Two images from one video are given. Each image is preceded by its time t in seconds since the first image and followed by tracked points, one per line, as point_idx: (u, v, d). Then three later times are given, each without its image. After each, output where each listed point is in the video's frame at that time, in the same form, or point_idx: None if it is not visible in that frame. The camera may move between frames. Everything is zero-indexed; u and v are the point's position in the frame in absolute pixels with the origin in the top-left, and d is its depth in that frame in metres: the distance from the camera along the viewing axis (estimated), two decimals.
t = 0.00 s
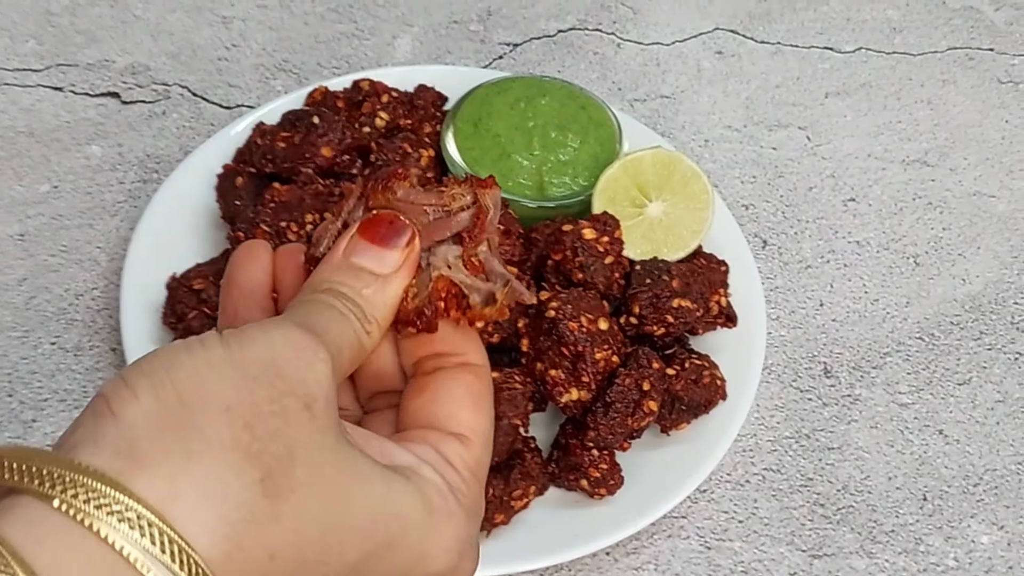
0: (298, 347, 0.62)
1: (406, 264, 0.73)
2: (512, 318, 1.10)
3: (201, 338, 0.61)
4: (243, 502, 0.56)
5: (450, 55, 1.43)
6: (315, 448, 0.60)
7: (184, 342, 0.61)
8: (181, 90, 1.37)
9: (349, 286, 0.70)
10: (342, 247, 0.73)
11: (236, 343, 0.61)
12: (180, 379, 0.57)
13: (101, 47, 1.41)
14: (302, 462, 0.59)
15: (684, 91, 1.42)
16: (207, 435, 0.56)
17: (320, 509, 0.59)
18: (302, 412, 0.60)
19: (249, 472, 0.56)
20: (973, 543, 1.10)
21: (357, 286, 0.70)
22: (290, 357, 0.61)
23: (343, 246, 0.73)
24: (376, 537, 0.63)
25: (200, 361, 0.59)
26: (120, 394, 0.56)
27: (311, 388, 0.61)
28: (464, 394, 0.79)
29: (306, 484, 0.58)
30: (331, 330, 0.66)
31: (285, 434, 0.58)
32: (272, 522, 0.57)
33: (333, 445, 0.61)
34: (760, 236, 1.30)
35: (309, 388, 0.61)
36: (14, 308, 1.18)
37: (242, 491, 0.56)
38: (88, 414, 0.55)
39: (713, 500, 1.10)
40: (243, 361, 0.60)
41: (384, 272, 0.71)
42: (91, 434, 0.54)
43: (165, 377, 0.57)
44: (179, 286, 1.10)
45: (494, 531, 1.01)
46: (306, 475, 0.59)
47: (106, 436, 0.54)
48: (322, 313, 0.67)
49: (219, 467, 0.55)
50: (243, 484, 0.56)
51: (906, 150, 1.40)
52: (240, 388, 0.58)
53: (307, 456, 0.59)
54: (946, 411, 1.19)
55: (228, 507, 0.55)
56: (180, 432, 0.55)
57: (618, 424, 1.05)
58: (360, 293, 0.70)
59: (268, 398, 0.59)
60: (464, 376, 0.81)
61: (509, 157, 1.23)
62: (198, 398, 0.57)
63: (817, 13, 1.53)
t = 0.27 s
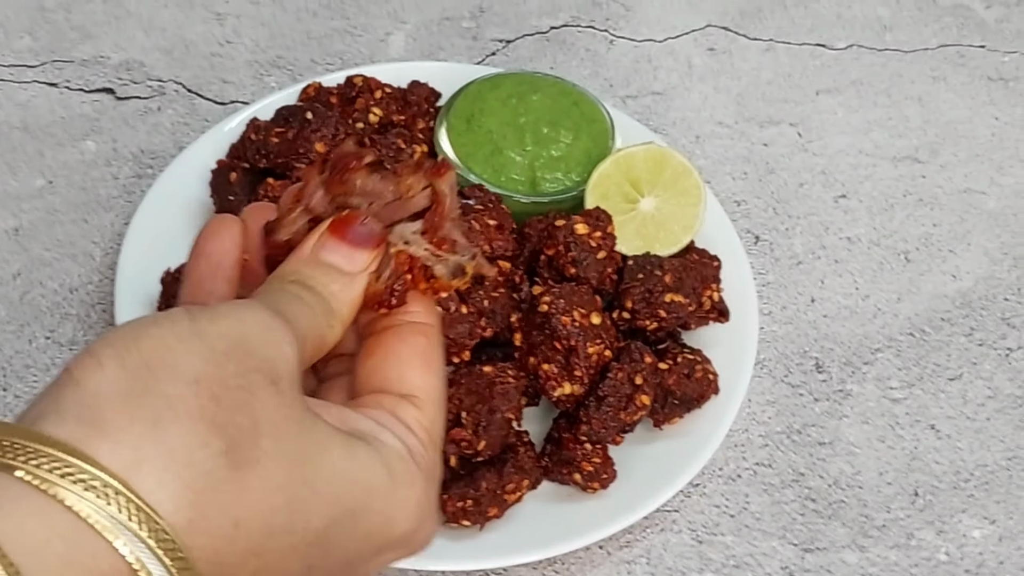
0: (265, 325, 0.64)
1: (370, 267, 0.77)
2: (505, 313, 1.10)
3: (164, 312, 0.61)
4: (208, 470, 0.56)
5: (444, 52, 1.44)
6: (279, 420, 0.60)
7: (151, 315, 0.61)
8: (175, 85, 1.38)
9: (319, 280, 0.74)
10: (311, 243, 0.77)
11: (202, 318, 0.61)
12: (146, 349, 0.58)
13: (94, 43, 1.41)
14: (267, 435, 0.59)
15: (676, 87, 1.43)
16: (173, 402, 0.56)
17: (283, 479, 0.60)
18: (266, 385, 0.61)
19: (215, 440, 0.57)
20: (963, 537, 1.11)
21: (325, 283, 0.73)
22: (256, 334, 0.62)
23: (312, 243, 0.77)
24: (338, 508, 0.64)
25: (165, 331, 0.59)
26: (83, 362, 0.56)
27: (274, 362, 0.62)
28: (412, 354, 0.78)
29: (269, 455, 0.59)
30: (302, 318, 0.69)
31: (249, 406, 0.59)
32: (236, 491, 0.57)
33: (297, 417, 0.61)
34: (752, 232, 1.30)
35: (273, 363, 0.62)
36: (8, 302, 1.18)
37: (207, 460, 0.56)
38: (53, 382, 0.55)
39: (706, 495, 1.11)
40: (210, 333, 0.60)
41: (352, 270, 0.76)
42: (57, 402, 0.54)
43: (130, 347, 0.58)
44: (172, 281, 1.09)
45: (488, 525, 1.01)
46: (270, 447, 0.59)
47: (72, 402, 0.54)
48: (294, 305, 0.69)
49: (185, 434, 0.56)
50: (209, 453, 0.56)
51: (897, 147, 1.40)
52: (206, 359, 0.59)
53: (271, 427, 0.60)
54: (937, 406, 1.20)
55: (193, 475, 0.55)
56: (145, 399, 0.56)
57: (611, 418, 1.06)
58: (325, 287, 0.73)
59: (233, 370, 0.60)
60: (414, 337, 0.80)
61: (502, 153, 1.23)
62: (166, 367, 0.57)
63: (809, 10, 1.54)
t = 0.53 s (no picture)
0: (277, 312, 0.58)
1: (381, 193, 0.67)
2: (511, 308, 1.10)
3: (164, 311, 0.56)
4: (218, 506, 0.55)
5: (450, 48, 1.44)
6: (290, 434, 0.59)
7: (144, 314, 0.56)
8: (182, 81, 1.38)
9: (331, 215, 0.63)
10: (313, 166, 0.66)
11: (208, 318, 0.56)
12: (145, 371, 0.54)
13: (102, 40, 1.41)
14: (274, 453, 0.58)
15: (682, 83, 1.43)
16: (181, 435, 0.54)
17: (289, 492, 0.60)
18: (279, 395, 0.58)
19: (222, 474, 0.55)
20: (970, 531, 1.11)
21: (349, 205, 0.65)
22: (267, 333, 0.58)
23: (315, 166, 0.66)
24: (345, 509, 0.64)
25: (167, 345, 0.55)
26: (80, 393, 0.53)
27: (286, 367, 0.59)
28: (429, 328, 0.77)
29: (277, 471, 0.59)
30: (311, 267, 0.61)
31: (260, 426, 0.57)
32: (244, 520, 0.57)
33: (308, 422, 0.60)
34: (758, 227, 1.30)
35: (286, 370, 0.59)
36: (17, 298, 1.19)
37: (215, 494, 0.55)
38: (50, 412, 0.52)
39: (712, 489, 1.11)
40: (217, 340, 0.56)
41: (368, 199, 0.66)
42: (53, 441, 0.51)
43: (128, 368, 0.54)
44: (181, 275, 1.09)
45: (494, 519, 1.01)
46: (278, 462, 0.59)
47: (71, 442, 0.51)
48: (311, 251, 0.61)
49: (194, 471, 0.54)
50: (217, 486, 0.55)
51: (904, 142, 1.40)
52: (214, 376, 0.56)
53: (280, 444, 0.58)
54: (944, 400, 1.20)
55: (201, 515, 0.54)
56: (149, 425, 0.53)
57: (617, 412, 1.05)
58: (350, 217, 0.64)
59: (245, 384, 0.57)
60: (431, 314, 0.78)
61: (508, 148, 1.24)
62: (171, 391, 0.54)
63: (815, 6, 1.54)
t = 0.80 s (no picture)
0: (342, 375, 0.60)
1: (472, 295, 0.71)
2: (516, 308, 1.11)
3: (243, 350, 0.59)
4: (257, 551, 0.57)
5: (453, 47, 1.44)
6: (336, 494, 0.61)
7: (220, 354, 0.58)
8: (185, 80, 1.38)
9: (407, 296, 0.66)
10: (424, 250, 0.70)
11: (278, 366, 0.58)
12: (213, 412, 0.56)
13: (105, 39, 1.41)
14: (318, 508, 0.60)
15: (686, 83, 1.43)
16: (235, 479, 0.56)
17: (325, 549, 0.61)
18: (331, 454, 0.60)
19: (264, 521, 0.57)
20: (974, 530, 1.11)
21: (427, 298, 0.67)
22: (332, 391, 0.60)
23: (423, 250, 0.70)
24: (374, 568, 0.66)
25: (236, 385, 0.57)
26: (149, 424, 0.54)
27: (345, 430, 0.61)
28: (453, 378, 0.78)
29: (315, 528, 0.60)
30: (381, 348, 0.63)
31: (308, 483, 0.59)
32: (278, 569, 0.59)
33: (354, 483, 0.62)
34: (762, 227, 1.30)
35: (343, 432, 0.61)
36: (22, 297, 1.19)
37: (255, 539, 0.56)
38: (115, 435, 0.54)
39: (716, 488, 1.11)
40: (282, 392, 0.58)
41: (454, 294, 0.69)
42: (115, 469, 0.52)
43: (197, 406, 0.56)
44: (185, 275, 1.09)
45: (500, 518, 1.02)
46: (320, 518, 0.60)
47: (130, 472, 0.53)
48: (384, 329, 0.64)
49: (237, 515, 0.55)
50: (256, 533, 0.56)
51: (907, 141, 1.40)
52: (273, 425, 0.58)
53: (324, 504, 0.60)
54: (948, 400, 1.20)
55: (237, 557, 0.55)
56: (208, 471, 0.55)
57: (622, 412, 1.06)
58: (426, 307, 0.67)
59: (303, 440, 0.59)
60: (456, 360, 0.79)
61: (512, 147, 1.24)
62: (232, 436, 0.56)
63: (818, 6, 1.54)
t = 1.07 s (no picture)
0: (293, 330, 0.62)
1: (425, 294, 0.73)
2: (514, 312, 1.11)
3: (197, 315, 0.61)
4: (225, 487, 0.55)
5: (452, 50, 1.44)
6: (306, 437, 0.60)
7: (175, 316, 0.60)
8: (185, 84, 1.38)
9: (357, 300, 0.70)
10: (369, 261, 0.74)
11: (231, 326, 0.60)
12: (171, 356, 0.57)
13: (105, 42, 1.42)
14: (288, 454, 0.59)
15: (685, 86, 1.43)
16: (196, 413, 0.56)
17: (300, 500, 0.59)
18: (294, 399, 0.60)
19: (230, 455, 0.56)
20: (972, 534, 1.11)
21: (374, 299, 0.71)
22: (288, 342, 0.61)
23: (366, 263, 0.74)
24: (357, 531, 0.63)
25: (189, 335, 0.58)
26: (108, 366, 0.56)
27: (306, 376, 0.61)
28: (433, 382, 0.77)
29: (290, 474, 0.59)
30: (336, 334, 0.66)
31: (275, 424, 0.58)
32: (252, 508, 0.57)
33: (322, 431, 0.61)
34: (761, 230, 1.30)
35: (302, 374, 0.61)
36: (21, 300, 1.19)
37: (222, 472, 0.55)
38: (75, 381, 0.55)
39: (715, 492, 1.11)
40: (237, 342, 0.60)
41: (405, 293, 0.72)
42: (79, 406, 0.54)
43: (154, 352, 0.57)
44: (184, 279, 1.11)
45: (498, 522, 1.02)
46: (294, 465, 0.59)
47: (94, 407, 0.54)
48: (341, 328, 0.67)
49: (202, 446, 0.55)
50: (224, 467, 0.56)
51: (906, 144, 1.40)
52: (231, 369, 0.58)
53: (293, 447, 0.59)
54: (947, 403, 1.20)
55: (206, 489, 0.55)
56: (167, 406, 0.55)
57: (620, 416, 1.06)
58: (375, 308, 0.70)
59: (261, 381, 0.59)
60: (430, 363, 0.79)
61: (511, 151, 1.23)
62: (190, 378, 0.57)
63: (817, 8, 1.54)
